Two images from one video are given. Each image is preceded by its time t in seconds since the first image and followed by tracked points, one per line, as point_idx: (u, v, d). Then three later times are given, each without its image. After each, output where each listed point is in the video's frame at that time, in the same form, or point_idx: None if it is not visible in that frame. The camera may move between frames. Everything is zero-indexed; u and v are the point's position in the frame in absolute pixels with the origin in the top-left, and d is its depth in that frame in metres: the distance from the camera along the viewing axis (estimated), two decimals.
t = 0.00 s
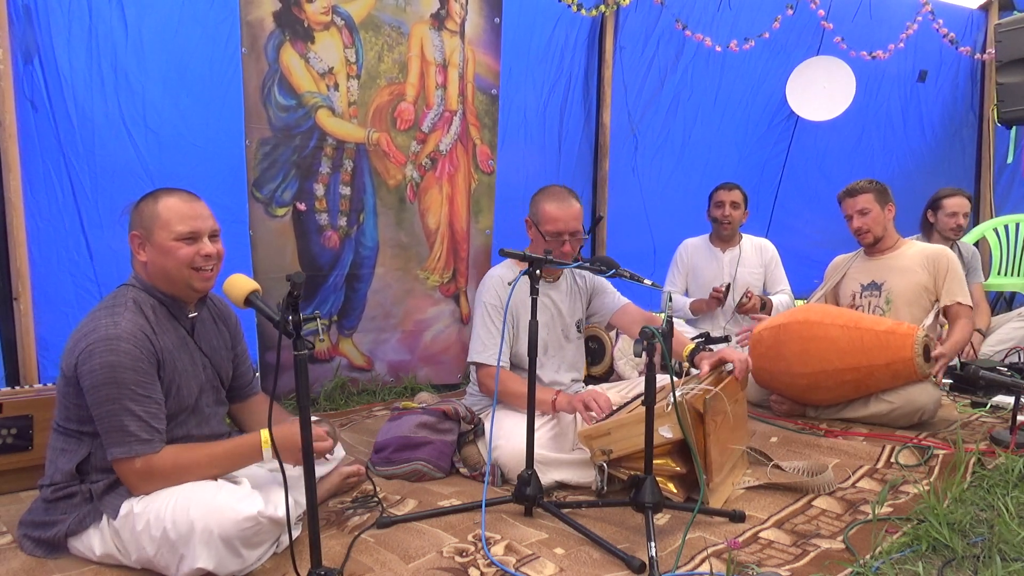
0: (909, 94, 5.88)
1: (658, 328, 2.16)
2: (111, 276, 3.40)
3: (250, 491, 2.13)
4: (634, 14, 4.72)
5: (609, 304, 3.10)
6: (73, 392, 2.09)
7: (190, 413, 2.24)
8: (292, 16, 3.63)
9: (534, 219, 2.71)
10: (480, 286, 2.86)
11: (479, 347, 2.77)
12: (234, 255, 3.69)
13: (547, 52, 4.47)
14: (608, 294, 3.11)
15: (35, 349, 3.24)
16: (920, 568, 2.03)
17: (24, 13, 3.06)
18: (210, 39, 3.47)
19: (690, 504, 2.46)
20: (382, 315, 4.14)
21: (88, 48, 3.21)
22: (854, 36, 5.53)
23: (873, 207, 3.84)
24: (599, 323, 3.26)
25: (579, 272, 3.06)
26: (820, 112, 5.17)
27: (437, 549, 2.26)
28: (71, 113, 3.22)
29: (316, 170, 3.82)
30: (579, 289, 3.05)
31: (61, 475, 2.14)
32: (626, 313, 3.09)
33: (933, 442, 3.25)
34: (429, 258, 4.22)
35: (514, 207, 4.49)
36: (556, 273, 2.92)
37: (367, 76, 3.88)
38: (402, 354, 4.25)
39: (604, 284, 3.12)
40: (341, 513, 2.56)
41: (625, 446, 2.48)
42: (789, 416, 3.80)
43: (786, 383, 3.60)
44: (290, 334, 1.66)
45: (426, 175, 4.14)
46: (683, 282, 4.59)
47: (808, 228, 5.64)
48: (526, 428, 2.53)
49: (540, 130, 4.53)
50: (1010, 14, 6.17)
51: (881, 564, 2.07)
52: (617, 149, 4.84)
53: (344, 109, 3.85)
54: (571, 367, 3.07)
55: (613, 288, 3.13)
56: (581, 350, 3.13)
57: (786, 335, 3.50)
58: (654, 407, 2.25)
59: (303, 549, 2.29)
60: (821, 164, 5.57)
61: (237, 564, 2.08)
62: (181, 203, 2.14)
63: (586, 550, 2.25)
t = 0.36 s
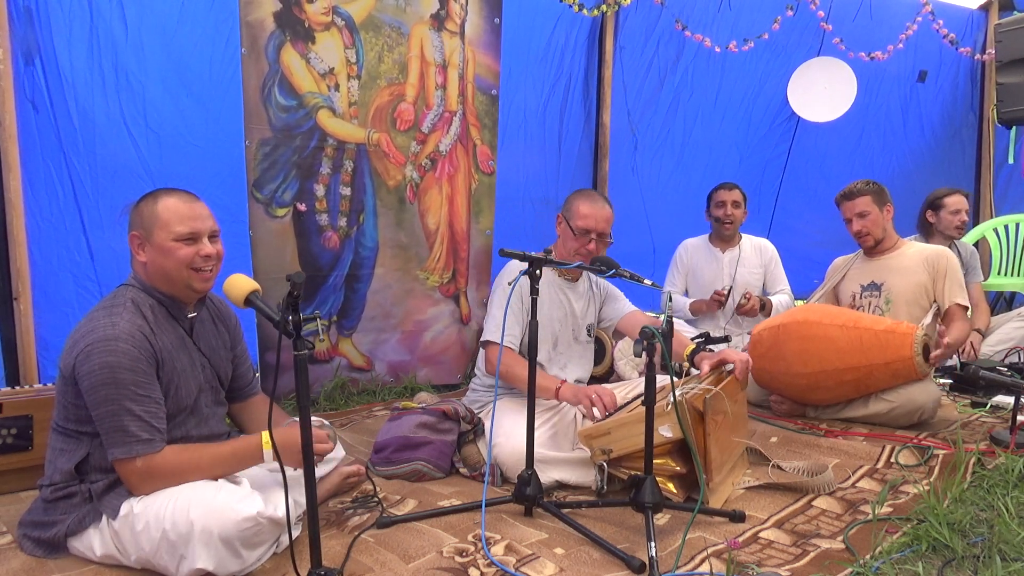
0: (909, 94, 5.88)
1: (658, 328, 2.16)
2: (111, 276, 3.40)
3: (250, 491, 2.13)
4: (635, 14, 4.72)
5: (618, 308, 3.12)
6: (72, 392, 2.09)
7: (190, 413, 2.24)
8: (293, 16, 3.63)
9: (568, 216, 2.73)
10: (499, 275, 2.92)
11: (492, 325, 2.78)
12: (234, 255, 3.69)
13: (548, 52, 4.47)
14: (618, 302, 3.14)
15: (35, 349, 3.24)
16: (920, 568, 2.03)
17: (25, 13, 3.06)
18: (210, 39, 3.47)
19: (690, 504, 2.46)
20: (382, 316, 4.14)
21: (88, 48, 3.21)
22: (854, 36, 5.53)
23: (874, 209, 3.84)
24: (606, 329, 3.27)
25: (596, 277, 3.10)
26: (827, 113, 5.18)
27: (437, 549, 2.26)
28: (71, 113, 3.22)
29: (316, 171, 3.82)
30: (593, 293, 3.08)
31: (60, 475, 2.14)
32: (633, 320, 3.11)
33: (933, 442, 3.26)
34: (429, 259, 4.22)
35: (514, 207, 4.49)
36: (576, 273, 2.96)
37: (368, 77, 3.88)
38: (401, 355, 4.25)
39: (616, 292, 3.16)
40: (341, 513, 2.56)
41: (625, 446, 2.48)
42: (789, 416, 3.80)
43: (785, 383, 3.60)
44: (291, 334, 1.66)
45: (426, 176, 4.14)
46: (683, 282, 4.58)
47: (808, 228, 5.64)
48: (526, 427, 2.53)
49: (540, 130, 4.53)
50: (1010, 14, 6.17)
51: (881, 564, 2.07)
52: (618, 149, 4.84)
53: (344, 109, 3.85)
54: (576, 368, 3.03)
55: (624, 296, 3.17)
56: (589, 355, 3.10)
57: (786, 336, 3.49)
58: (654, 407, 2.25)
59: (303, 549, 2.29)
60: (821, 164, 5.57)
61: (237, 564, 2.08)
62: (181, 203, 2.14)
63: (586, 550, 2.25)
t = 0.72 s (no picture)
0: (909, 94, 5.88)
1: (658, 328, 2.16)
2: (111, 276, 3.40)
3: (250, 490, 2.14)
4: (635, 14, 4.73)
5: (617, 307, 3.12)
6: (72, 393, 2.09)
7: (189, 413, 2.24)
8: (293, 17, 3.63)
9: (574, 216, 2.72)
10: (500, 275, 2.91)
11: (492, 327, 2.78)
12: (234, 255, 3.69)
13: (548, 53, 4.47)
14: (618, 301, 3.14)
15: (35, 349, 3.24)
16: (920, 568, 2.03)
17: (25, 13, 3.06)
18: (211, 39, 3.47)
19: (690, 504, 2.46)
20: (382, 317, 4.14)
21: (88, 48, 3.21)
22: (854, 37, 5.53)
23: (875, 211, 3.83)
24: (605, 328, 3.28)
25: (596, 276, 3.10)
26: (830, 112, 5.23)
27: (437, 549, 2.26)
28: (71, 113, 3.22)
29: (316, 172, 3.82)
30: (593, 293, 3.08)
31: (60, 475, 2.14)
32: (633, 319, 3.11)
33: (933, 442, 3.26)
34: (428, 260, 4.22)
35: (513, 207, 4.49)
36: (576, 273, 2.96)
37: (368, 78, 3.88)
38: (400, 356, 4.25)
39: (616, 291, 3.16)
40: (341, 513, 2.56)
41: (625, 446, 2.48)
42: (789, 416, 3.80)
43: (786, 383, 3.60)
44: (291, 334, 1.66)
45: (426, 177, 4.14)
46: (683, 283, 4.58)
47: (808, 229, 5.64)
48: (525, 427, 2.53)
49: (540, 130, 4.53)
50: (1010, 14, 6.18)
51: (881, 564, 2.07)
52: (619, 150, 4.84)
53: (345, 111, 3.85)
54: (578, 367, 3.03)
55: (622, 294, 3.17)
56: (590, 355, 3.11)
57: (787, 337, 3.49)
58: (654, 407, 2.25)
59: (303, 549, 2.29)
60: (821, 164, 5.57)
61: (237, 564, 2.08)
62: (182, 204, 2.14)
63: (586, 550, 2.26)
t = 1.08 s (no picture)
0: (909, 94, 5.88)
1: (658, 328, 2.16)
2: (111, 276, 3.40)
3: (250, 490, 2.14)
4: (635, 16, 4.73)
5: (610, 304, 3.11)
6: (72, 393, 2.09)
7: (189, 413, 2.24)
8: (294, 19, 3.63)
9: (548, 218, 2.71)
10: (483, 285, 2.86)
11: (481, 345, 2.76)
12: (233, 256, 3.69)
13: (549, 53, 4.47)
14: (607, 294, 3.13)
15: (35, 350, 3.24)
16: (920, 568, 2.03)
17: (26, 13, 3.06)
18: (212, 40, 3.47)
19: (690, 504, 2.46)
20: (382, 319, 4.14)
21: (89, 49, 3.21)
22: (854, 37, 5.53)
23: (876, 213, 3.84)
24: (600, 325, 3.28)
25: (581, 271, 3.08)
26: (830, 113, 5.26)
27: (437, 549, 2.26)
28: (72, 113, 3.22)
29: (317, 175, 3.82)
30: (581, 288, 3.06)
31: (60, 475, 2.14)
32: (626, 313, 3.11)
33: (933, 442, 3.26)
34: (428, 262, 4.22)
35: (513, 208, 4.49)
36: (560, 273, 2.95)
37: (370, 80, 3.89)
38: (400, 358, 4.25)
39: (604, 284, 3.14)
40: (341, 513, 2.56)
41: (625, 446, 2.48)
42: (789, 416, 3.80)
43: (788, 385, 3.60)
44: (291, 334, 1.66)
45: (425, 179, 4.14)
46: (683, 283, 4.58)
47: (808, 229, 5.64)
48: (526, 427, 2.53)
49: (540, 131, 4.53)
50: (1010, 14, 6.18)
51: (881, 564, 2.07)
52: (619, 151, 4.84)
53: (346, 112, 3.85)
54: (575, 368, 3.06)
55: (614, 290, 3.16)
56: (584, 350, 3.12)
57: (788, 338, 3.49)
58: (654, 407, 2.25)
59: (303, 549, 2.29)
60: (821, 164, 5.57)
61: (237, 564, 2.08)
62: (184, 204, 2.14)
63: (586, 550, 2.25)
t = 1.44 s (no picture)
0: (909, 95, 5.88)
1: (658, 328, 2.17)
2: (111, 277, 3.40)
3: (250, 490, 2.13)
4: (636, 17, 4.73)
5: (608, 302, 3.10)
6: (72, 392, 2.09)
7: (189, 413, 2.25)
8: (295, 21, 3.63)
9: (536, 224, 2.72)
10: (477, 292, 2.85)
11: (478, 356, 2.77)
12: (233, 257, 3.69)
13: (549, 55, 4.47)
14: (605, 293, 3.11)
15: (35, 350, 3.23)
16: (920, 568, 2.03)
17: (26, 13, 3.06)
18: (212, 41, 3.47)
19: (690, 504, 2.46)
20: (381, 322, 4.14)
21: (90, 49, 3.21)
22: (855, 38, 5.53)
23: (880, 211, 3.84)
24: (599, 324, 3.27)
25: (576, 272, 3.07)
26: (829, 113, 5.32)
27: (437, 549, 2.26)
28: (72, 113, 3.22)
29: (318, 177, 3.82)
30: (576, 289, 3.06)
31: (60, 475, 2.14)
32: (623, 312, 3.10)
33: (933, 442, 3.26)
34: (427, 264, 4.22)
35: (513, 208, 4.49)
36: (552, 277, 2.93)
37: (371, 82, 3.89)
38: (399, 360, 4.25)
39: (599, 282, 3.12)
40: (341, 513, 2.56)
41: (625, 446, 2.48)
42: (789, 416, 3.80)
43: (787, 385, 3.60)
44: (290, 334, 1.66)
45: (425, 182, 4.14)
46: (683, 283, 4.58)
47: (808, 230, 5.64)
48: (526, 427, 2.53)
49: (541, 132, 4.53)
50: (1010, 14, 6.19)
51: (881, 564, 2.07)
52: (619, 152, 4.84)
53: (347, 114, 3.85)
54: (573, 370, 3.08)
55: (611, 288, 3.14)
56: (581, 350, 3.13)
57: (787, 338, 3.50)
58: (654, 407, 2.25)
59: (303, 549, 2.29)
60: (821, 164, 5.57)
61: (237, 564, 2.08)
62: (186, 204, 2.14)
63: (586, 550, 2.26)
